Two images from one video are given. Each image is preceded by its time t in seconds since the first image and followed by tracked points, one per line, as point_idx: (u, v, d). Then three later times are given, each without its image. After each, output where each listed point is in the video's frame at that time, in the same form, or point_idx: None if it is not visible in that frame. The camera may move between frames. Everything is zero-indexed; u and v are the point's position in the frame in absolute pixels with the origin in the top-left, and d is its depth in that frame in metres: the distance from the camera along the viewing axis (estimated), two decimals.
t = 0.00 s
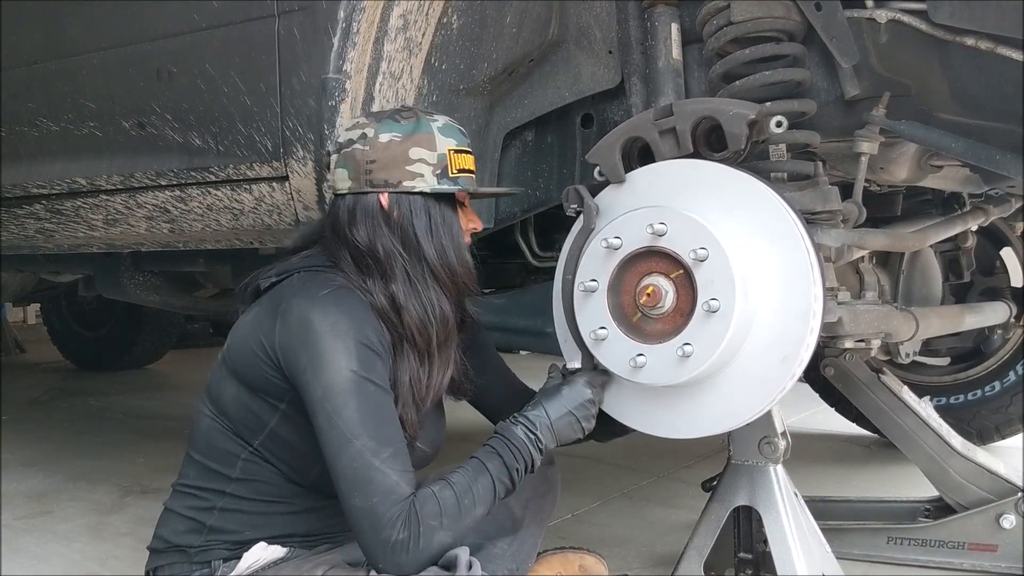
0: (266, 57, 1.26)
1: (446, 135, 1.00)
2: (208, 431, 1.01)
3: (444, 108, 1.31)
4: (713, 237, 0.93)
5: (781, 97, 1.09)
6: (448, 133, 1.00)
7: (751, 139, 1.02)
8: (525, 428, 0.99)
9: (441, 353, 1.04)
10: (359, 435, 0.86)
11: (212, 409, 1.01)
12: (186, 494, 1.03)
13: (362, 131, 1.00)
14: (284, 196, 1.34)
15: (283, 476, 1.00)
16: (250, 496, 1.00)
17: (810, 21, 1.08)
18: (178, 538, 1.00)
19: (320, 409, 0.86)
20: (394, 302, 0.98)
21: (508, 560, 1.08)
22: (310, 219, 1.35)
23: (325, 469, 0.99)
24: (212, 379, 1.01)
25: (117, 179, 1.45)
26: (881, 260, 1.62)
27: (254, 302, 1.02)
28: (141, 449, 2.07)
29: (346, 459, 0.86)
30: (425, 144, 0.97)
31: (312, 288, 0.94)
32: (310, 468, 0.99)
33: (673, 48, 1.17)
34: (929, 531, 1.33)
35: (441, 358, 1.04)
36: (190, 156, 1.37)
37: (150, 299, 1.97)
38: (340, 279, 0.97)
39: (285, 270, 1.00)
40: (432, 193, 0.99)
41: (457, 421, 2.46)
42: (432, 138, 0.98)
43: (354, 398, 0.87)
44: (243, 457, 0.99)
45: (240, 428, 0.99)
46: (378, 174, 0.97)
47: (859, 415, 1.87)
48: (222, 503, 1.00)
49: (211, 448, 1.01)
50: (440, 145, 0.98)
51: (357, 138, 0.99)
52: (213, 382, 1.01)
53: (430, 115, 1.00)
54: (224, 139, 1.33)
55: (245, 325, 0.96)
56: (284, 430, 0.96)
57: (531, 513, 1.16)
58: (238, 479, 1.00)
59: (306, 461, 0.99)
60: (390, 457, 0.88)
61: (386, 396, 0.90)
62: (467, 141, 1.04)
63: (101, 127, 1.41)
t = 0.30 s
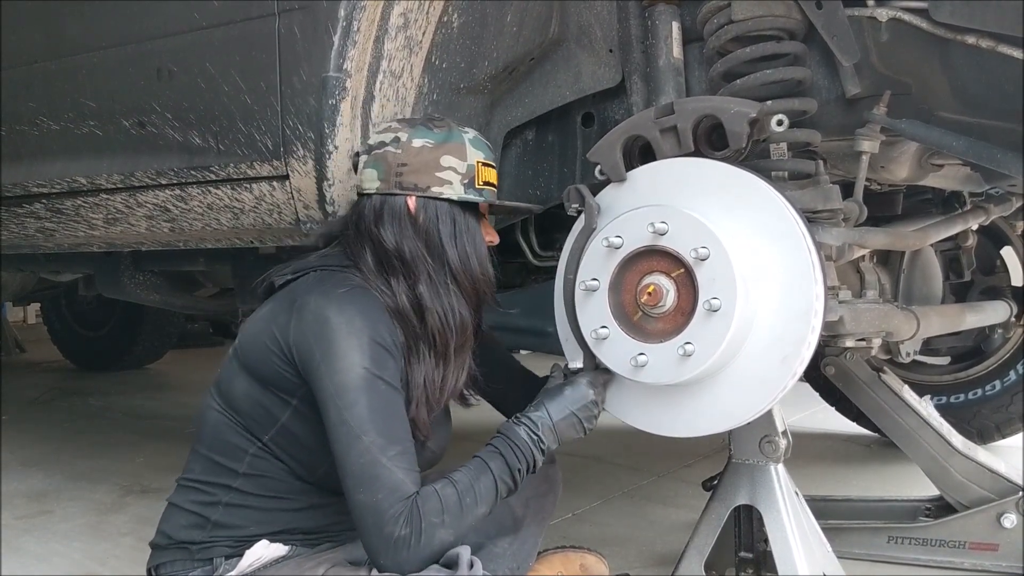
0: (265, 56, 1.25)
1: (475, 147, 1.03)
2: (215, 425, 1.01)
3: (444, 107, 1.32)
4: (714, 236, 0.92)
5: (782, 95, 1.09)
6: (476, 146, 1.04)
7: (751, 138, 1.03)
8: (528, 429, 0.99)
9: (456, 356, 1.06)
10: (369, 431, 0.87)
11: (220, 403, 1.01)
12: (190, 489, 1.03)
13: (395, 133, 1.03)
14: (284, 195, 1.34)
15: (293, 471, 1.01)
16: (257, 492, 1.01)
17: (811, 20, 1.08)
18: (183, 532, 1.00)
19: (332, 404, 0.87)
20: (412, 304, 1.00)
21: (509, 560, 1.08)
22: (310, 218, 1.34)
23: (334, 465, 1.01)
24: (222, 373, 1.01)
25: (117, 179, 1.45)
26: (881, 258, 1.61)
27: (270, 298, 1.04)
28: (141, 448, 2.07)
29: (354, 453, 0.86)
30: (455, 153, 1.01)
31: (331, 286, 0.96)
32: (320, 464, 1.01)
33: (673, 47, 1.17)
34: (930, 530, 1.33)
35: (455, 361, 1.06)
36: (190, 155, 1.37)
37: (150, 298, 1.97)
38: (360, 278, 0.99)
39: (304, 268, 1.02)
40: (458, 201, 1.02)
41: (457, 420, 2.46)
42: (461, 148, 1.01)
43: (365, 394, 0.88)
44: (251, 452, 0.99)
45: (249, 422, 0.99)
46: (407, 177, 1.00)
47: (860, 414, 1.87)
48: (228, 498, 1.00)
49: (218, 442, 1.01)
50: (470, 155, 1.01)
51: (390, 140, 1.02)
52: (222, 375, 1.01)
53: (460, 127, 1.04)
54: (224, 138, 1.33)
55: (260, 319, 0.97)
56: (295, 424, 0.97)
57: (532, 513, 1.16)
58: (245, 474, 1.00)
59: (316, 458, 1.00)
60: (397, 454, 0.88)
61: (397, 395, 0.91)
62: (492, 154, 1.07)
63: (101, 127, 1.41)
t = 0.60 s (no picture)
0: (265, 57, 1.26)
1: (490, 154, 1.06)
2: (224, 420, 1.02)
3: (443, 109, 1.33)
4: (713, 238, 0.93)
5: (781, 97, 1.10)
6: (490, 153, 1.06)
7: (750, 139, 1.02)
8: (526, 428, 1.00)
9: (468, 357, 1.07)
10: (374, 429, 0.87)
11: (230, 398, 1.02)
12: (197, 484, 1.03)
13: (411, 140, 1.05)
14: (284, 196, 1.34)
15: (299, 468, 1.02)
16: (263, 487, 1.01)
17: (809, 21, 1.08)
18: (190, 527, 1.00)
19: (338, 401, 0.88)
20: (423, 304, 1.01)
21: (509, 560, 1.09)
22: (309, 218, 1.35)
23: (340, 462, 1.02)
24: (232, 368, 1.02)
25: (117, 180, 1.45)
26: (880, 260, 1.62)
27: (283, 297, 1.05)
28: (142, 448, 2.07)
29: (358, 451, 0.87)
30: (469, 159, 1.03)
31: (344, 285, 0.97)
32: (325, 460, 1.01)
33: (673, 49, 1.18)
34: (928, 530, 1.33)
35: (465, 362, 1.07)
36: (190, 156, 1.37)
37: (150, 298, 1.98)
38: (371, 277, 1.00)
39: (318, 267, 1.03)
40: (472, 206, 1.04)
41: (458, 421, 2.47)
42: (477, 154, 1.04)
43: (373, 392, 0.88)
44: (258, 446, 1.00)
45: (258, 417, 1.00)
46: (422, 180, 1.02)
47: (859, 415, 1.88)
48: (234, 493, 1.01)
49: (227, 436, 1.02)
50: (483, 162, 1.04)
51: (405, 147, 1.04)
52: (232, 371, 1.02)
53: (476, 135, 1.06)
54: (224, 139, 1.33)
55: (272, 316, 0.98)
56: (303, 419, 0.98)
57: (532, 513, 1.18)
58: (252, 469, 1.01)
59: (321, 453, 1.01)
60: (400, 452, 0.88)
61: (404, 394, 0.91)
62: (506, 162, 1.10)
63: (101, 128, 1.41)
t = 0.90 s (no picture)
0: (265, 57, 1.26)
1: (493, 155, 1.06)
2: (225, 420, 1.02)
3: (443, 109, 1.33)
4: (712, 238, 0.93)
5: (781, 97, 1.10)
6: (493, 154, 1.07)
7: (750, 139, 1.02)
8: (525, 429, 1.00)
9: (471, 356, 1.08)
10: (375, 430, 0.87)
11: (231, 398, 1.02)
12: (198, 483, 1.03)
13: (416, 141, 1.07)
14: (284, 197, 1.34)
15: (300, 468, 1.02)
16: (264, 487, 1.01)
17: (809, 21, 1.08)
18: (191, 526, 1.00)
19: (340, 401, 0.88)
20: (426, 305, 1.02)
21: (509, 560, 1.08)
22: (309, 218, 1.35)
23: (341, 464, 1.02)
24: (234, 368, 1.02)
25: (117, 180, 1.46)
26: (880, 259, 1.62)
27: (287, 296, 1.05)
28: (142, 447, 2.08)
29: (358, 452, 0.87)
30: (473, 159, 1.04)
31: (347, 286, 0.97)
32: (326, 460, 1.01)
33: (673, 49, 1.18)
34: (928, 530, 1.33)
35: (467, 361, 1.07)
36: (190, 156, 1.37)
37: (150, 298, 1.98)
38: (375, 277, 1.01)
39: (322, 267, 1.03)
40: (477, 206, 1.04)
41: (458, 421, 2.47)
42: (480, 155, 1.04)
43: (374, 393, 0.88)
44: (259, 447, 1.00)
45: (259, 417, 1.00)
46: (427, 179, 1.03)
47: (859, 414, 1.88)
48: (235, 493, 1.01)
49: (228, 436, 1.02)
50: (487, 163, 1.04)
51: (410, 148, 1.06)
52: (234, 371, 1.02)
53: (479, 136, 1.07)
54: (224, 139, 1.33)
55: (274, 316, 0.98)
56: (305, 420, 0.98)
57: (532, 514, 1.17)
58: (253, 469, 1.01)
59: (322, 454, 1.01)
60: (400, 453, 0.89)
61: (405, 395, 0.92)
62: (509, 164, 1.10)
63: (100, 128, 1.41)
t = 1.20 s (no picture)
0: (265, 58, 1.26)
1: (493, 155, 1.06)
2: (226, 419, 1.02)
3: (442, 110, 1.34)
4: (712, 238, 0.93)
5: (781, 97, 1.10)
6: (493, 154, 1.07)
7: (749, 140, 1.02)
8: (525, 429, 1.00)
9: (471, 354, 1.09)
10: (375, 431, 0.87)
11: (232, 398, 1.02)
12: (199, 483, 1.03)
13: (416, 141, 1.07)
14: (284, 197, 1.35)
15: (302, 467, 1.02)
16: (266, 487, 1.01)
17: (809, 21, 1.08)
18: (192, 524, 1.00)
19: (341, 401, 0.88)
20: (427, 304, 1.02)
21: (509, 560, 1.08)
22: (309, 219, 1.35)
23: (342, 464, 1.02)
24: (235, 368, 1.02)
25: (117, 180, 1.46)
26: (879, 259, 1.62)
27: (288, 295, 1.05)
28: (142, 448, 2.08)
29: (357, 453, 0.87)
30: (473, 158, 1.04)
31: (349, 287, 0.97)
32: (327, 460, 1.02)
33: (672, 49, 1.18)
34: (928, 530, 1.33)
35: (467, 359, 1.08)
36: (190, 157, 1.37)
37: (150, 298, 1.98)
38: (376, 277, 1.00)
39: (323, 267, 1.03)
40: (477, 205, 1.04)
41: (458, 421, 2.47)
42: (480, 154, 1.05)
43: (374, 394, 0.88)
44: (261, 447, 1.00)
45: (261, 417, 1.00)
46: (427, 179, 1.03)
47: (858, 415, 1.88)
48: (237, 492, 1.01)
49: (228, 436, 1.02)
50: (487, 162, 1.04)
51: (410, 147, 1.06)
52: (235, 371, 1.02)
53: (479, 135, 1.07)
54: (224, 140, 1.33)
55: (275, 317, 0.98)
56: (307, 419, 0.98)
57: (532, 514, 1.17)
58: (255, 469, 1.00)
59: (323, 453, 1.01)
60: (400, 454, 0.89)
61: (406, 395, 0.92)
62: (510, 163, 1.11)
63: (100, 129, 1.41)
